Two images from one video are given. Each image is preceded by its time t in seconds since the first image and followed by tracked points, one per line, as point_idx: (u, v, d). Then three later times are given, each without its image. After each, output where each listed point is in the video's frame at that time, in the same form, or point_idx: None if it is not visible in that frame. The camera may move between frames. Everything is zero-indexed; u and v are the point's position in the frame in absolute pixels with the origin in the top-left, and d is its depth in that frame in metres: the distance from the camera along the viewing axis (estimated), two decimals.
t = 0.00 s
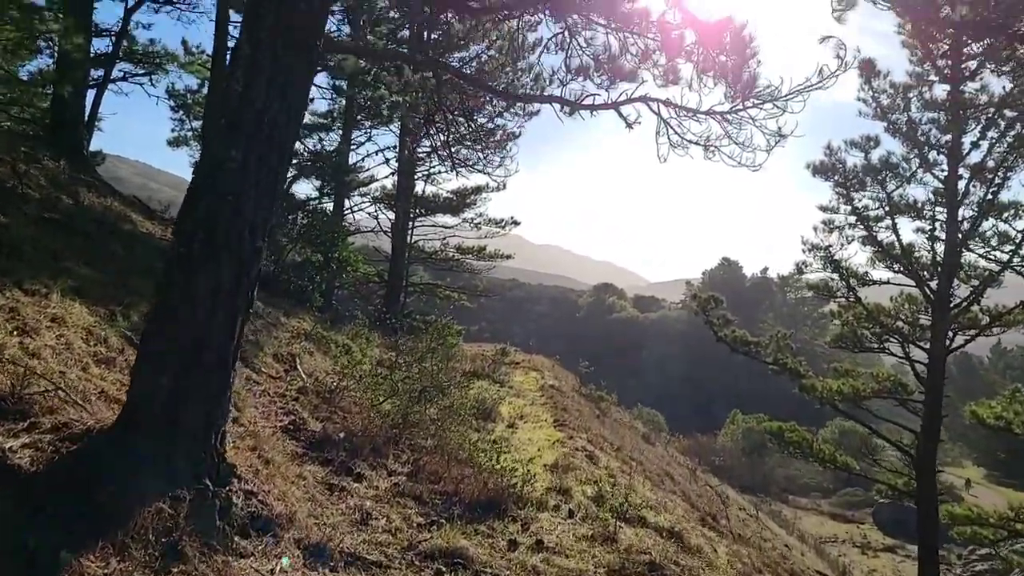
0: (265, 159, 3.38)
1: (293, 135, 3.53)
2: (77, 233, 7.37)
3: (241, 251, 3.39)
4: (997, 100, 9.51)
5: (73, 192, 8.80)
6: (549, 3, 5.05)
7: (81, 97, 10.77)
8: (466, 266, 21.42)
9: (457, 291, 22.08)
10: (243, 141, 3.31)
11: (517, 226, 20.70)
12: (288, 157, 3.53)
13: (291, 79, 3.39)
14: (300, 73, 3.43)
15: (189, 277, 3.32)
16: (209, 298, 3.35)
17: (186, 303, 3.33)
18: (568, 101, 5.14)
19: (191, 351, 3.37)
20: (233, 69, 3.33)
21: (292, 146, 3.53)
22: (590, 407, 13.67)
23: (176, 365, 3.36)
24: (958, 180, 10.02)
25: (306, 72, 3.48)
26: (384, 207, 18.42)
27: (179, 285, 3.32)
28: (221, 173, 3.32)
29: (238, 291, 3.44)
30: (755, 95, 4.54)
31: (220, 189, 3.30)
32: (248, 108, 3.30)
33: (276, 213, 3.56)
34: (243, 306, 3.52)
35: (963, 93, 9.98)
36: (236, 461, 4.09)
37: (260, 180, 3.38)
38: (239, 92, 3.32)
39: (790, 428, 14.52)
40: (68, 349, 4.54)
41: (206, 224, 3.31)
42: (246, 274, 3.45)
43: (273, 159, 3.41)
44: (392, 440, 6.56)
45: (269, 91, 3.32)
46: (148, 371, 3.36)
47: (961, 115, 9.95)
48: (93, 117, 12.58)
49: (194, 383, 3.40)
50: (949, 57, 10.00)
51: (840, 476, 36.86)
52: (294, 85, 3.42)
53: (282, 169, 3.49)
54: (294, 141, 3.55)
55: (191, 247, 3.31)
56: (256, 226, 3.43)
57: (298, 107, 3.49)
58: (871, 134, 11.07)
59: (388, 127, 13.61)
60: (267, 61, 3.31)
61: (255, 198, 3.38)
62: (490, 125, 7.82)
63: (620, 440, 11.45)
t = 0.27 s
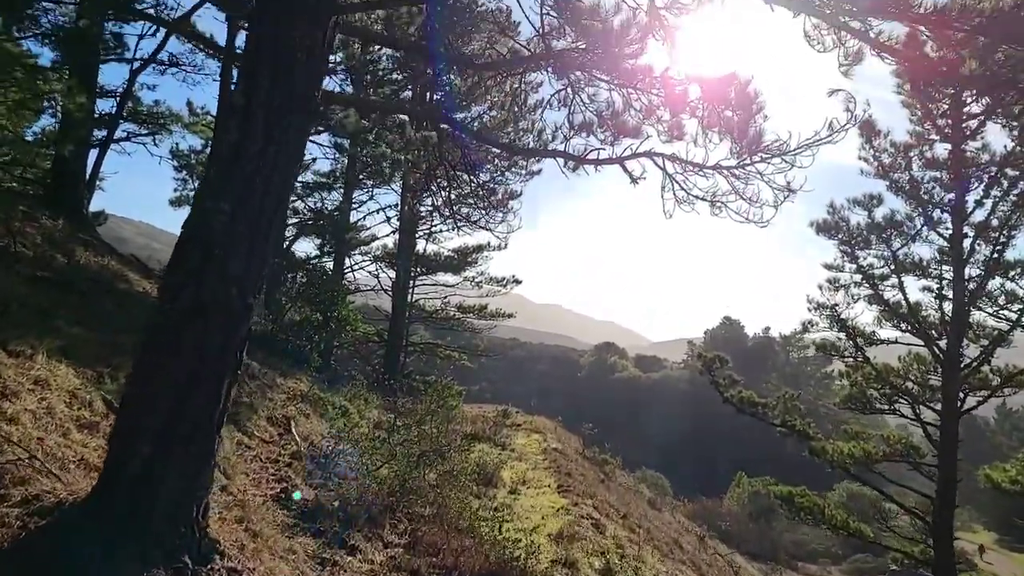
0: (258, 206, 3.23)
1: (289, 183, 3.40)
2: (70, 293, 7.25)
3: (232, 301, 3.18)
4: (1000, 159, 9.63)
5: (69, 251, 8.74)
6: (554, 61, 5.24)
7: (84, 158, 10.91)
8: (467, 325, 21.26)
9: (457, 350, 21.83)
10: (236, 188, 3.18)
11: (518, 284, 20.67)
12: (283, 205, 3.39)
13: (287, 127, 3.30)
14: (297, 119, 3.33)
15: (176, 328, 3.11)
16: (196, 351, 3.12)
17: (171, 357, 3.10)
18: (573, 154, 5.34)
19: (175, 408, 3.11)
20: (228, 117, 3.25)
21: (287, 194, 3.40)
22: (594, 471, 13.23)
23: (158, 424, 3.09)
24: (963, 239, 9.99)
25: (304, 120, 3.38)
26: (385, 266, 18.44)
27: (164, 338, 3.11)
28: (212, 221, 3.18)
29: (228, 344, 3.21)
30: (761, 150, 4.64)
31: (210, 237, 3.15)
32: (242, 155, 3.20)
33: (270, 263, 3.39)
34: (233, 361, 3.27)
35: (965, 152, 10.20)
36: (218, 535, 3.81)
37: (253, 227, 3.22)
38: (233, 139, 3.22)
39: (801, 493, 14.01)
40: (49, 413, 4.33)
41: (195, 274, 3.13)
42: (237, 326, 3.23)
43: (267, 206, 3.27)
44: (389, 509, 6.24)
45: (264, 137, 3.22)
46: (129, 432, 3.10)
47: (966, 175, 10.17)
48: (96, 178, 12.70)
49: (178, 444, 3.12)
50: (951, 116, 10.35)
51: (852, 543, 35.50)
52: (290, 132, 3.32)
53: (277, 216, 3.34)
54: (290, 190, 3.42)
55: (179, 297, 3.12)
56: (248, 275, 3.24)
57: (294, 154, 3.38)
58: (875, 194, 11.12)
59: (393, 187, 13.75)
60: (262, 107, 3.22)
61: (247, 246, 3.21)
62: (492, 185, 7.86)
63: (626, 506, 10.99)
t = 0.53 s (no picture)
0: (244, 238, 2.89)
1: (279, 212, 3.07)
2: (60, 323, 7.14)
3: (212, 342, 2.83)
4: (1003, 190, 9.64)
5: (61, 281, 8.66)
6: (555, 88, 5.23)
7: (81, 187, 10.95)
8: (466, 354, 21.09)
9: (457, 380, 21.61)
10: (220, 218, 2.84)
11: (518, 314, 20.57)
12: (273, 237, 3.05)
13: (278, 151, 2.97)
14: (289, 144, 3.01)
15: (149, 372, 2.76)
16: (171, 398, 2.77)
17: (144, 404, 2.75)
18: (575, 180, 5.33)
19: (145, 462, 2.75)
20: (213, 140, 2.93)
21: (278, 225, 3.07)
22: (595, 504, 12.95)
23: (127, 479, 2.74)
24: (967, 268, 9.94)
25: (297, 146, 3.09)
26: (384, 295, 18.35)
27: (137, 384, 2.76)
28: (193, 251, 2.83)
29: (209, 391, 2.85)
30: (766, 177, 4.59)
31: (190, 272, 2.80)
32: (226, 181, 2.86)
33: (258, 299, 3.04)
34: (214, 408, 2.91)
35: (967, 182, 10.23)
36: None
37: (238, 261, 2.87)
38: (218, 164, 2.89)
39: (808, 527, 13.65)
40: (30, 447, 4.19)
41: (172, 311, 2.78)
42: (219, 370, 2.87)
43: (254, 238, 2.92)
44: (384, 545, 6.03)
45: (252, 163, 2.89)
46: (97, 486, 2.77)
47: (967, 206, 10.19)
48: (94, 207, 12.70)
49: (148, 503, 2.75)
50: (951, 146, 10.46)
51: None
52: (281, 158, 2.99)
53: (264, 249, 3.00)
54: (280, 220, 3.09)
55: (154, 338, 2.78)
56: (232, 313, 2.89)
57: (286, 181, 3.05)
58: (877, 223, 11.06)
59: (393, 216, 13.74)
60: (251, 130, 2.90)
61: (232, 282, 2.86)
62: (491, 213, 7.81)
63: (627, 540, 10.71)
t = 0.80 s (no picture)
0: (231, 241, 2.78)
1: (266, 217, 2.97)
2: (51, 331, 7.03)
3: (198, 346, 2.70)
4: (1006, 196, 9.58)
5: (54, 288, 8.55)
6: (553, 91, 5.15)
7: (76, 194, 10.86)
8: (465, 363, 20.94)
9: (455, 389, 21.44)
10: (205, 220, 2.73)
11: (518, 322, 20.44)
12: (260, 241, 2.96)
13: (265, 151, 2.87)
14: (277, 145, 2.92)
15: (130, 380, 2.63)
16: (152, 406, 2.63)
17: (126, 411, 2.62)
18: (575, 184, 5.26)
19: (124, 475, 2.60)
20: (198, 142, 2.82)
21: (264, 228, 2.98)
22: (595, 513, 12.77)
23: (109, 490, 2.59)
24: (971, 274, 9.86)
25: (285, 147, 3.01)
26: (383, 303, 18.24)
27: (118, 391, 2.61)
28: (177, 253, 2.71)
29: (193, 397, 2.72)
30: (769, 180, 4.50)
31: (175, 275, 2.68)
32: (212, 182, 2.75)
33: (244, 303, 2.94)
34: (199, 416, 2.78)
35: (969, 188, 10.16)
36: None
37: (224, 264, 2.76)
38: (204, 165, 2.78)
39: (810, 537, 13.46)
40: (14, 457, 4.06)
41: (156, 315, 2.66)
42: (204, 376, 2.75)
43: (241, 240, 2.82)
44: (379, 558, 5.89)
45: (239, 163, 2.79)
46: (72, 501, 2.61)
47: (970, 211, 10.12)
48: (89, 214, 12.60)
49: (130, 515, 2.60)
50: (954, 151, 10.36)
51: None
52: (269, 161, 2.90)
53: (251, 252, 2.89)
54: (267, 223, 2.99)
55: (136, 342, 2.65)
56: (219, 318, 2.78)
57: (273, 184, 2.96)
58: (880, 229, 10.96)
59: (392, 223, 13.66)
60: (238, 129, 2.80)
61: (218, 286, 2.75)
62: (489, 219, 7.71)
63: (628, 550, 10.54)
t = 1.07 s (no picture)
0: (207, 233, 2.66)
1: (245, 210, 2.85)
2: (38, 334, 6.89)
3: (172, 342, 2.57)
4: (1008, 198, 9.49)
5: (43, 291, 8.41)
6: (550, 87, 5.03)
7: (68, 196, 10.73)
8: (463, 367, 20.78)
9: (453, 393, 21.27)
10: (180, 211, 2.60)
11: (516, 325, 20.30)
12: (238, 235, 2.83)
13: (245, 142, 2.75)
14: (257, 135, 2.80)
15: (99, 378, 2.49)
16: (123, 404, 2.48)
17: (95, 411, 2.47)
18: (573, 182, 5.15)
19: (93, 477, 2.44)
20: (173, 131, 2.70)
21: (243, 221, 2.85)
22: (594, 519, 12.61)
23: (76, 496, 2.42)
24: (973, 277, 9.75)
25: (267, 138, 2.88)
26: (380, 306, 18.10)
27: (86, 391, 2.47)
28: (150, 245, 2.58)
29: (166, 396, 2.58)
30: (771, 177, 4.39)
31: (148, 268, 2.55)
32: (187, 173, 2.63)
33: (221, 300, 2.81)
34: (173, 416, 2.64)
35: (971, 190, 10.06)
36: None
37: (200, 258, 2.63)
38: (179, 155, 2.65)
39: (811, 543, 13.30)
40: None
41: (129, 310, 2.53)
42: (178, 374, 2.61)
43: (218, 233, 2.69)
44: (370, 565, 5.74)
45: (217, 153, 2.66)
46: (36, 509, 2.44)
47: (972, 213, 10.02)
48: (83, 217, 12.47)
49: (99, 521, 2.43)
50: (956, 152, 10.25)
51: None
52: (249, 152, 2.77)
53: (229, 246, 2.77)
54: (246, 216, 2.87)
55: (106, 339, 2.51)
56: (194, 314, 2.64)
57: (253, 176, 2.84)
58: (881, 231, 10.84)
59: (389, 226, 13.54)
60: (216, 119, 2.67)
61: (195, 280, 2.62)
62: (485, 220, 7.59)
63: (626, 556, 10.38)
